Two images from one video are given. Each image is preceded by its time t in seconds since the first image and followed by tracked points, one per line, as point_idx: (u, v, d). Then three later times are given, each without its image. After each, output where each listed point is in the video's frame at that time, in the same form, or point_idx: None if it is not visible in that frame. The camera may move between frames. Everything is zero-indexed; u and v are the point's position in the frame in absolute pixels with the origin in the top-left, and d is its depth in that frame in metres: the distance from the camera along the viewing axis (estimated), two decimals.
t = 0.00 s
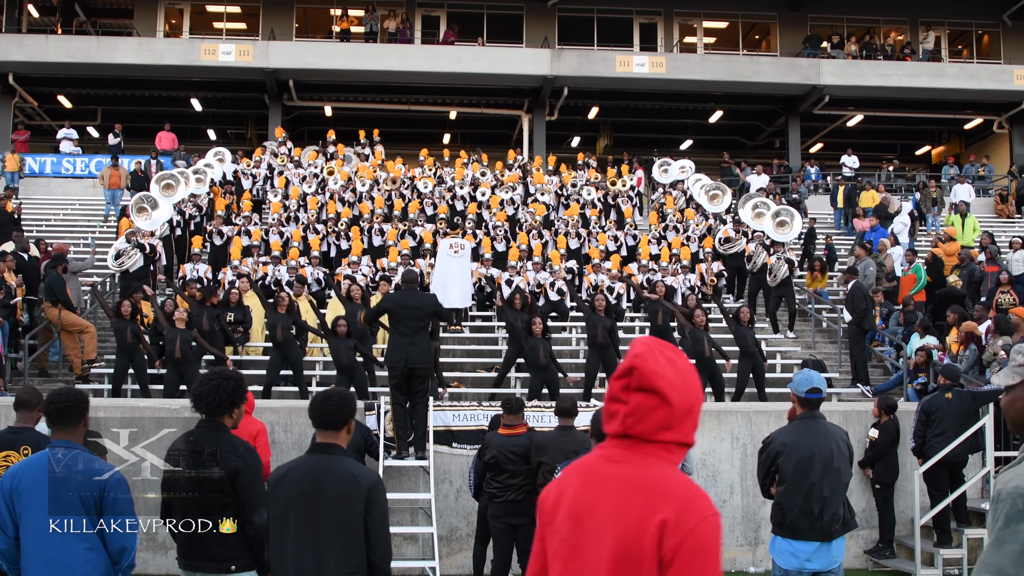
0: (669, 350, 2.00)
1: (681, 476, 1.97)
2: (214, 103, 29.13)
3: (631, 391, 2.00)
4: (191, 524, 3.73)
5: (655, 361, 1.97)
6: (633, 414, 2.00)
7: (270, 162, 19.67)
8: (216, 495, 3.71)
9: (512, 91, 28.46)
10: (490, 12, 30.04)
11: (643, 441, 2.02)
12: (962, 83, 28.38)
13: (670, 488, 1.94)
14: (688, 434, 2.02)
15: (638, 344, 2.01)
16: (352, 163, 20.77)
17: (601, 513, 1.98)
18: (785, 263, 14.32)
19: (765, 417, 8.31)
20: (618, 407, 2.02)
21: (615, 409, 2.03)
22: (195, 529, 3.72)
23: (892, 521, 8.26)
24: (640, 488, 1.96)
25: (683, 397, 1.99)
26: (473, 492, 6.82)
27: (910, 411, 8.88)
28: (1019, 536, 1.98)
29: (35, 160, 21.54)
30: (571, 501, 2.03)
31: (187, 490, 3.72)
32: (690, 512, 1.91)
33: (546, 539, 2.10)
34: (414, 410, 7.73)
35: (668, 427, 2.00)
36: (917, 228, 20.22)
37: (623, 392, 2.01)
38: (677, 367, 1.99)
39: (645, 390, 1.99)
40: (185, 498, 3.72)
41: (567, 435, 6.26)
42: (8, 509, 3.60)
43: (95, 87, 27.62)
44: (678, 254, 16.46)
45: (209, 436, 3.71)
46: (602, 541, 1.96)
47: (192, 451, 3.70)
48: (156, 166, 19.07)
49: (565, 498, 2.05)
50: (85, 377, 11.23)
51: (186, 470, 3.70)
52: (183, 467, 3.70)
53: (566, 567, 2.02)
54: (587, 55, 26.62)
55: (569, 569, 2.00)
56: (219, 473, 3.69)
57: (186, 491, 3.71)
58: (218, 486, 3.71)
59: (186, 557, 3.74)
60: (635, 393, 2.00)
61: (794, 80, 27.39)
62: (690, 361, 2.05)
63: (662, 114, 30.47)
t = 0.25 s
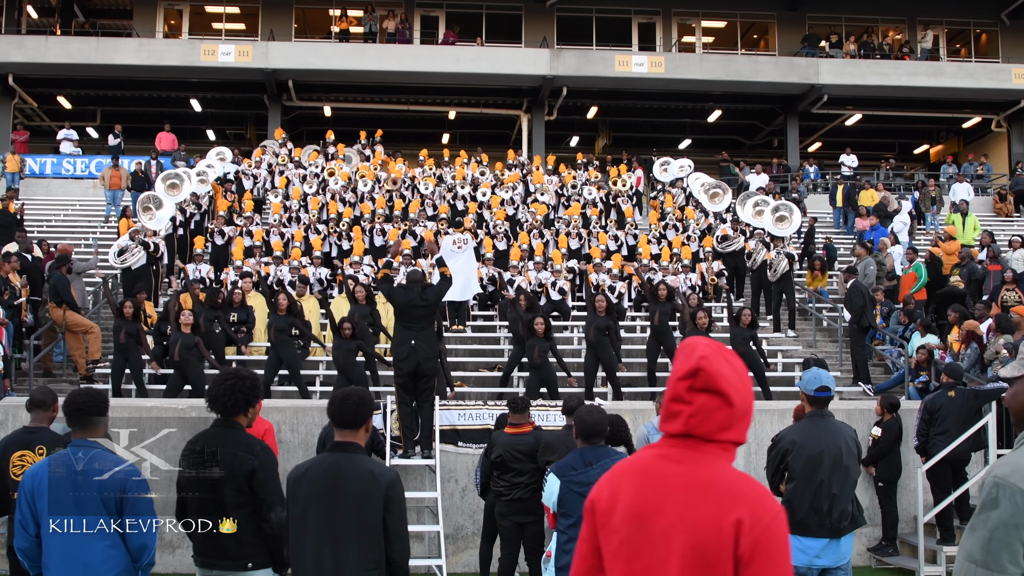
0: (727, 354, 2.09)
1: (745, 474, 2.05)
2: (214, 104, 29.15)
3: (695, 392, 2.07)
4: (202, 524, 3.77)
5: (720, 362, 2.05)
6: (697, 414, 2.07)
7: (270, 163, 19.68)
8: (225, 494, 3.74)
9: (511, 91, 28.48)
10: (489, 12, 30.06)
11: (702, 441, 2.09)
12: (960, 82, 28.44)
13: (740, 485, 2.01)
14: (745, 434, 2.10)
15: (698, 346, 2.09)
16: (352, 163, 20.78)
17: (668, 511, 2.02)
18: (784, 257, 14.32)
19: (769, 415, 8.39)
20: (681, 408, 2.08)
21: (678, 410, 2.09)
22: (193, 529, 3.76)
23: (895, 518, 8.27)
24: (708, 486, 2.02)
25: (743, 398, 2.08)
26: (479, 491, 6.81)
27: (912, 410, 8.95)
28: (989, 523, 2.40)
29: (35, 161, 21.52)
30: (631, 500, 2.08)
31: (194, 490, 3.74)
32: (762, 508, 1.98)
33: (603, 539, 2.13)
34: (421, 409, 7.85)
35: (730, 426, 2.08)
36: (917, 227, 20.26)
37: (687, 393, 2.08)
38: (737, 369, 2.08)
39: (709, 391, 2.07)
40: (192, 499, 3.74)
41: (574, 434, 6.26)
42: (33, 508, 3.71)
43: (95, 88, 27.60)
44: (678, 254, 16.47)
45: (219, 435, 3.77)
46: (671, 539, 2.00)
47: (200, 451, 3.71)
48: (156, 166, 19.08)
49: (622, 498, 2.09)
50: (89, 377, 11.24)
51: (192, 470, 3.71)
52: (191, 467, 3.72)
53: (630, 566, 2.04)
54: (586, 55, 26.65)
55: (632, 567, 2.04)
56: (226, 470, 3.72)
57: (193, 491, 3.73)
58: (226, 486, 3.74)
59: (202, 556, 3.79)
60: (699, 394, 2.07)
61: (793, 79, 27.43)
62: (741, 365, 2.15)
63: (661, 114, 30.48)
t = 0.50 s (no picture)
0: (778, 351, 2.19)
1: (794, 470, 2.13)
2: (213, 103, 29.16)
3: (747, 387, 2.16)
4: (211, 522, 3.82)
5: (773, 359, 2.15)
6: (749, 409, 2.16)
7: (270, 163, 19.70)
8: (236, 490, 3.78)
9: (510, 91, 28.51)
10: (488, 12, 30.06)
11: (751, 436, 2.17)
12: (959, 82, 28.48)
13: (794, 481, 2.09)
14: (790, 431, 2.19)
15: (751, 342, 2.18)
16: (352, 163, 20.80)
17: (717, 506, 2.10)
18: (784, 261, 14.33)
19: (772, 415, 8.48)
20: (734, 402, 2.17)
21: (730, 403, 2.18)
22: (195, 530, 3.82)
23: (895, 517, 8.30)
24: (760, 482, 2.09)
25: (792, 395, 2.18)
26: (483, 490, 6.82)
27: (913, 409, 8.97)
28: (978, 512, 2.60)
29: (35, 160, 21.51)
30: (679, 494, 2.16)
31: (204, 490, 3.81)
32: (815, 504, 2.06)
33: (650, 533, 2.21)
34: (424, 407, 7.81)
35: (780, 422, 2.17)
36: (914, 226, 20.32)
37: (740, 387, 2.17)
38: (787, 366, 2.18)
39: (761, 386, 2.16)
40: (201, 498, 3.81)
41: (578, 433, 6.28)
42: (46, 505, 3.76)
43: (95, 88, 27.60)
44: (678, 254, 16.50)
45: (227, 433, 3.82)
46: (721, 534, 2.08)
47: (210, 450, 3.77)
48: (156, 166, 19.09)
49: (669, 493, 2.18)
50: (91, 376, 11.27)
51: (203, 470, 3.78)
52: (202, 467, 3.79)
53: (678, 559, 2.12)
54: (586, 55, 26.67)
55: (679, 561, 2.12)
56: (236, 467, 3.77)
57: (201, 490, 3.81)
58: (236, 484, 3.78)
59: (212, 553, 3.83)
60: (751, 389, 2.16)
61: (791, 80, 27.46)
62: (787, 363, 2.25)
63: (660, 114, 30.52)
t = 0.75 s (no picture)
0: (821, 352, 2.16)
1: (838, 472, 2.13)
2: (223, 104, 29.25)
3: (791, 390, 2.15)
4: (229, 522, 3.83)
5: (818, 362, 2.12)
6: (792, 412, 2.14)
7: (281, 164, 19.73)
8: (253, 489, 3.79)
9: (519, 91, 28.48)
10: (497, 12, 30.05)
11: (793, 438, 2.17)
12: (969, 80, 28.34)
13: (840, 486, 2.08)
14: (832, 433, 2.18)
15: (794, 344, 2.15)
16: (362, 163, 20.83)
17: (760, 509, 2.10)
18: (794, 259, 14.26)
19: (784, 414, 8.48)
20: (777, 405, 2.15)
21: (773, 407, 2.16)
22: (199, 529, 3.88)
23: (908, 515, 8.26)
24: (804, 485, 2.09)
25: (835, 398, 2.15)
26: (496, 488, 6.83)
27: (925, 408, 8.94)
28: (996, 502, 2.89)
29: (47, 161, 21.62)
30: (720, 496, 2.16)
31: (222, 490, 3.83)
32: (860, 508, 2.07)
33: (689, 534, 2.21)
34: (437, 407, 7.80)
35: (824, 424, 2.15)
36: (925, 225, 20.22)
37: (783, 390, 2.15)
38: (831, 368, 2.15)
39: (805, 389, 2.14)
40: (219, 498, 3.84)
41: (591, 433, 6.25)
42: (65, 503, 3.76)
43: (105, 89, 27.73)
44: (689, 253, 16.46)
45: (245, 434, 3.85)
46: (765, 536, 2.09)
47: (233, 453, 3.82)
48: (167, 167, 19.15)
49: (709, 494, 2.18)
50: (104, 376, 11.34)
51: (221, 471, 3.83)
52: (223, 467, 3.83)
53: (719, 560, 2.13)
54: (595, 54, 26.63)
55: (720, 563, 2.13)
56: (254, 468, 3.79)
57: (219, 491, 3.83)
58: (253, 484, 3.79)
59: (229, 551, 3.85)
60: (795, 392, 2.14)
61: (801, 78, 27.37)
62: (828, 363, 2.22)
63: (669, 113, 30.46)
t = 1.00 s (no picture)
0: (845, 354, 2.11)
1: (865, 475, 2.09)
2: (236, 104, 29.38)
3: (816, 392, 2.11)
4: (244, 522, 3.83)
5: (845, 364, 2.08)
6: (818, 414, 2.11)
7: (294, 163, 19.74)
8: (267, 488, 3.78)
9: (532, 90, 28.46)
10: (510, 12, 30.04)
11: (819, 440, 2.14)
12: (984, 78, 28.12)
13: (866, 489, 2.05)
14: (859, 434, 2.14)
15: (820, 346, 2.12)
16: (374, 163, 20.84)
17: (785, 512, 2.08)
18: (807, 256, 14.19)
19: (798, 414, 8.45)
20: (802, 408, 2.12)
21: (799, 409, 2.13)
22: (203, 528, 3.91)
23: (921, 515, 8.19)
24: (830, 487, 2.07)
25: (860, 402, 2.11)
26: (509, 488, 6.82)
27: (938, 407, 8.86)
28: None
29: (61, 162, 21.73)
30: (745, 497, 2.14)
31: (238, 489, 3.84)
32: (886, 511, 2.03)
33: (713, 535, 2.20)
34: (450, 406, 7.80)
35: (850, 427, 2.11)
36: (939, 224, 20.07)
37: (808, 394, 2.11)
38: (856, 370, 2.11)
39: (830, 392, 2.10)
40: (236, 497, 3.85)
41: (606, 432, 6.22)
42: (81, 503, 3.77)
43: (119, 89, 27.86)
44: (701, 252, 16.39)
45: (258, 433, 3.86)
46: (789, 538, 2.08)
47: (249, 453, 3.83)
48: (181, 167, 19.22)
49: (733, 495, 2.16)
50: (118, 376, 11.38)
51: (237, 470, 3.84)
52: (239, 468, 3.83)
53: (744, 562, 2.12)
54: (607, 54, 26.58)
55: (745, 564, 2.11)
56: (269, 468, 3.78)
57: (236, 490, 3.84)
58: (268, 483, 3.79)
59: (242, 550, 3.84)
60: (820, 394, 2.11)
61: (814, 77, 27.23)
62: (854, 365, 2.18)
63: (682, 112, 30.36)
